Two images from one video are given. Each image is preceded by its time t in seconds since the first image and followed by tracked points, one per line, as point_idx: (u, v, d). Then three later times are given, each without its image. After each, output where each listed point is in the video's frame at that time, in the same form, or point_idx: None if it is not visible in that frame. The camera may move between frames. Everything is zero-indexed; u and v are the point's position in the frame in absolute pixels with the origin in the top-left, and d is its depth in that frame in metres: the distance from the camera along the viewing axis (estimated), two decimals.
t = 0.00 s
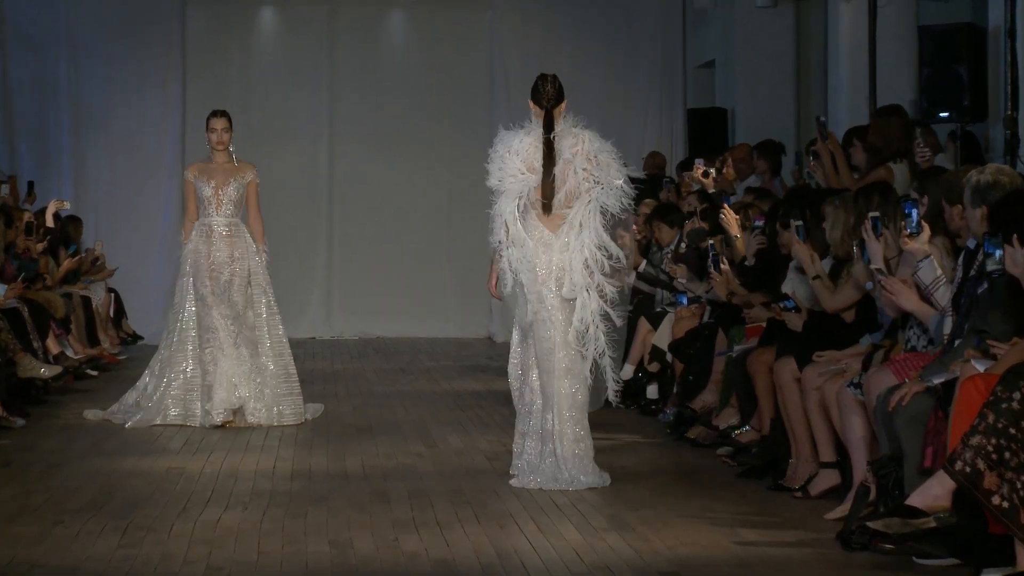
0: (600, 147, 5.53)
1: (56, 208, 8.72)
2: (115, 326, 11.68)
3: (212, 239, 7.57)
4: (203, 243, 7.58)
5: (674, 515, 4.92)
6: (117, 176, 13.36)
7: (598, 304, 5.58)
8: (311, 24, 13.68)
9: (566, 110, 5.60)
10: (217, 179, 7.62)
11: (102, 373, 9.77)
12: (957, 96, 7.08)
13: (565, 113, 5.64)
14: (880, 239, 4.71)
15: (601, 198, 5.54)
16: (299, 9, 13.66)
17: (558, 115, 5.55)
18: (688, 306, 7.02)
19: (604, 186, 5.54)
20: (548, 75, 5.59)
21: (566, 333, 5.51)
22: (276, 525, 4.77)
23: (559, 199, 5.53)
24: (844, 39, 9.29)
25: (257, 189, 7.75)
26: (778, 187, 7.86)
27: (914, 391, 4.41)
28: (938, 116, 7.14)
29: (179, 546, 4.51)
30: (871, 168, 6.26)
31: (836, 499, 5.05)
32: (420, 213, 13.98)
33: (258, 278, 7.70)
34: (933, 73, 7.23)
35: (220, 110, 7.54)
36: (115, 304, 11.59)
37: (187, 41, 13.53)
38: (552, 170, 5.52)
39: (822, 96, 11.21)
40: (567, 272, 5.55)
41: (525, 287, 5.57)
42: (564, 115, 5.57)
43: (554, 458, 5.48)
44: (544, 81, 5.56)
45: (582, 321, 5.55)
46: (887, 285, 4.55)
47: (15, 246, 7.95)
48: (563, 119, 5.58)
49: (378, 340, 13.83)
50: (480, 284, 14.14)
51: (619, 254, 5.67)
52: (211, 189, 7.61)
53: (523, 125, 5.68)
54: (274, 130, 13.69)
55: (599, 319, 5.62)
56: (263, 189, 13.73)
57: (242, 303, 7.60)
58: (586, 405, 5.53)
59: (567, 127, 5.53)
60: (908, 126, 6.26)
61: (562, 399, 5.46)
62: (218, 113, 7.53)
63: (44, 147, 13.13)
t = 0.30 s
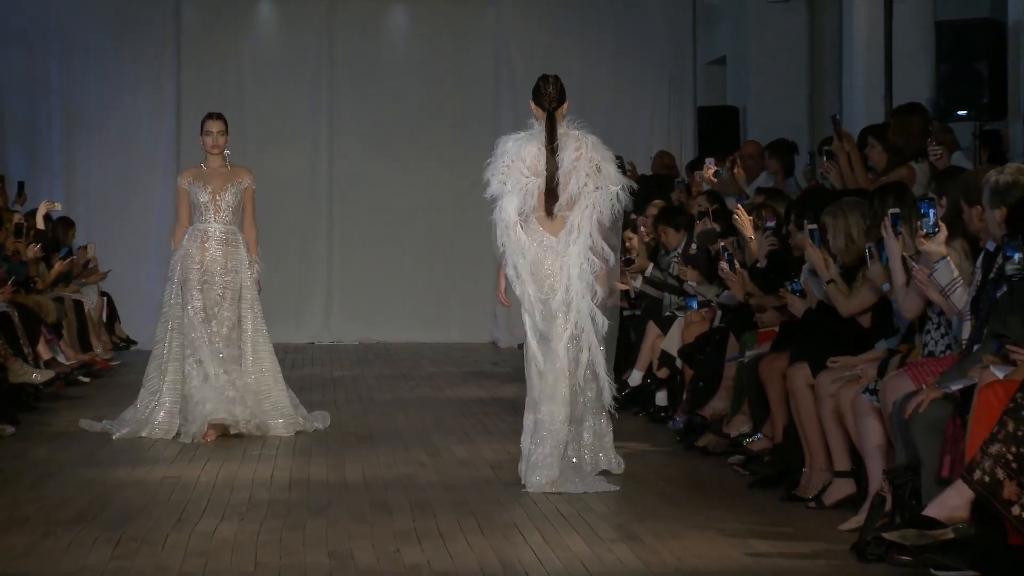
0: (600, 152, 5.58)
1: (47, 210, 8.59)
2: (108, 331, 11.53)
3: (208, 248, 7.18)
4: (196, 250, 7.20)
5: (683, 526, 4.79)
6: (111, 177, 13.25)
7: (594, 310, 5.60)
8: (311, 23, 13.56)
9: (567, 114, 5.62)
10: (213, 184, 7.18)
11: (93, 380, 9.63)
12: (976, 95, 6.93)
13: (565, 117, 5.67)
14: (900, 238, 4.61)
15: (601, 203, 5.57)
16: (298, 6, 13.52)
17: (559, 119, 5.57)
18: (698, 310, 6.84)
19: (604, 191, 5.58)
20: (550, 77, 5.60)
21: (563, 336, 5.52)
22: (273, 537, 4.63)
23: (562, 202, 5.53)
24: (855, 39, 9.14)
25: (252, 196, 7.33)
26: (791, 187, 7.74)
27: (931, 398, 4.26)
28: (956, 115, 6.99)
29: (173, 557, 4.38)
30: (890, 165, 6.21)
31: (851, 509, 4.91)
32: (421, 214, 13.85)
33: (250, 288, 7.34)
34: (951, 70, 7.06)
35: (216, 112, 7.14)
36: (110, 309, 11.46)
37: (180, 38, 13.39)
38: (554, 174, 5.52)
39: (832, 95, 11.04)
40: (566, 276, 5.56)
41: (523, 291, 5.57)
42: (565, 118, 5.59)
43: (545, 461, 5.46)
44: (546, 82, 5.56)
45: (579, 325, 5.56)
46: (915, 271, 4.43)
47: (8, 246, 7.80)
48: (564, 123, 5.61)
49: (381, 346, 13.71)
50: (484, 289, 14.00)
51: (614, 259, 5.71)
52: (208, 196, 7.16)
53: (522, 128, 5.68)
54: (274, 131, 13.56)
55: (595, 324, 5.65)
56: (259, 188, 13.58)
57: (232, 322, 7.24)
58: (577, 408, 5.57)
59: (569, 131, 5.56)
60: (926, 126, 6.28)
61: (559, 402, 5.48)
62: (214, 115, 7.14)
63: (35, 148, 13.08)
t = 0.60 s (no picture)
0: (605, 160, 5.52)
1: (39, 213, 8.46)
2: (102, 336, 11.39)
3: (205, 252, 6.90)
4: (195, 257, 6.92)
5: (693, 538, 4.66)
6: (107, 180, 13.11)
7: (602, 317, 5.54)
8: (311, 23, 13.45)
9: (569, 122, 5.57)
10: (210, 185, 6.89)
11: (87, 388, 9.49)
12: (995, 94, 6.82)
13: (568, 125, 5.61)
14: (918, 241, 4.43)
15: (607, 211, 5.50)
16: (299, 6, 13.42)
17: (561, 126, 5.51)
18: (710, 316, 6.71)
19: (610, 199, 5.51)
20: (549, 85, 5.55)
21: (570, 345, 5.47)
22: (272, 549, 4.51)
23: (568, 211, 5.47)
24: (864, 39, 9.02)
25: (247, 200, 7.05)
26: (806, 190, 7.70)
27: (950, 405, 4.13)
28: (976, 114, 6.89)
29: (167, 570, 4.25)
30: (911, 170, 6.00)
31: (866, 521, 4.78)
32: (422, 213, 13.72)
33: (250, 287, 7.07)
34: (970, 66, 6.99)
35: (215, 107, 6.88)
36: (104, 314, 11.33)
37: (176, 36, 13.27)
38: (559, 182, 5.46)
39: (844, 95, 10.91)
40: (574, 285, 5.51)
41: (529, 301, 5.52)
42: (567, 126, 5.54)
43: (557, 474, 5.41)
44: (546, 90, 5.51)
45: (586, 334, 5.50)
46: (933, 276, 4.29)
47: None
48: (567, 130, 5.55)
49: (383, 352, 13.58)
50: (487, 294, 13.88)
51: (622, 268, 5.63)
52: (205, 197, 6.86)
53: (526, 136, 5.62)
54: (274, 132, 13.45)
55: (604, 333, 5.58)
56: (258, 189, 13.46)
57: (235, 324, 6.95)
58: (588, 417, 5.47)
59: (573, 139, 5.51)
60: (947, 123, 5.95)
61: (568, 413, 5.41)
62: (213, 110, 6.87)
63: (25, 149, 12.77)
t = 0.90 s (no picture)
0: (606, 151, 5.57)
1: (35, 218, 8.37)
2: (99, 343, 11.26)
3: (207, 254, 6.70)
4: (195, 258, 6.71)
5: (708, 551, 4.54)
6: (106, 184, 13.00)
7: (606, 309, 5.60)
8: (313, 22, 13.34)
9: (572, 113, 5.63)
10: (212, 184, 6.72)
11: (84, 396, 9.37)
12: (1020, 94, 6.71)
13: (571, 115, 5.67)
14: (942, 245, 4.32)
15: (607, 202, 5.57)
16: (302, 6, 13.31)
17: (564, 117, 5.58)
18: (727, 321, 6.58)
19: (611, 191, 5.57)
20: (555, 76, 5.58)
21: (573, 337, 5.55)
22: (275, 562, 4.38)
23: (568, 202, 5.55)
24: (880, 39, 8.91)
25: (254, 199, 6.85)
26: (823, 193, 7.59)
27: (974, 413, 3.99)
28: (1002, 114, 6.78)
29: None
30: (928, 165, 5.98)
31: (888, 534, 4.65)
32: (423, 214, 13.59)
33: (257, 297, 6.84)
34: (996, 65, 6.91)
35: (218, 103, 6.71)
36: (101, 321, 11.21)
37: (176, 37, 13.15)
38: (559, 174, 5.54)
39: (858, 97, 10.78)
40: (576, 276, 5.59)
41: (531, 292, 5.61)
42: (570, 117, 5.60)
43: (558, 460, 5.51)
44: (550, 81, 5.55)
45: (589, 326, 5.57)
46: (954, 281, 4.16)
47: None
48: (569, 122, 5.62)
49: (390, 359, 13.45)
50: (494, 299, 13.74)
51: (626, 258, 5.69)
52: (207, 196, 6.70)
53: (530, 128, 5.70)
54: (277, 133, 13.34)
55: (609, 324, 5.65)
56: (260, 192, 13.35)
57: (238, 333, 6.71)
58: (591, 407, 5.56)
59: (575, 131, 5.57)
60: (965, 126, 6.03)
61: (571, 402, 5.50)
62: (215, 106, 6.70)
63: (22, 148, 12.66)
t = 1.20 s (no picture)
0: (607, 164, 5.51)
1: (26, 220, 8.24)
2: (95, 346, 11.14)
3: (204, 262, 6.46)
4: (192, 263, 6.48)
5: (719, 559, 4.43)
6: (101, 185, 12.89)
7: (605, 324, 5.50)
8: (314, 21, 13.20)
9: (575, 124, 5.58)
10: (209, 189, 6.48)
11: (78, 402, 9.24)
12: None
13: (575, 127, 5.62)
14: (960, 245, 4.19)
15: (608, 215, 5.49)
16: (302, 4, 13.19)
17: (567, 129, 5.53)
18: (739, 324, 6.45)
19: (612, 204, 5.50)
20: (557, 87, 5.54)
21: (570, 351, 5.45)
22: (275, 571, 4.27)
23: (568, 214, 5.48)
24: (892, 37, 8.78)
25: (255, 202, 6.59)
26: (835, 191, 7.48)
27: (994, 418, 3.87)
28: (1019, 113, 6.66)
29: None
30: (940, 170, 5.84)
31: (904, 543, 4.53)
32: (423, 213, 13.47)
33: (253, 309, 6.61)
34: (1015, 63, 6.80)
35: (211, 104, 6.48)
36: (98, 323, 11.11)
37: (173, 37, 13.03)
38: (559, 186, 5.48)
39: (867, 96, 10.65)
40: (575, 290, 5.50)
41: (529, 306, 5.51)
42: (573, 128, 5.56)
43: (546, 474, 5.43)
44: (553, 92, 5.50)
45: (587, 341, 5.48)
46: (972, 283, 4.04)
47: None
48: (572, 133, 5.56)
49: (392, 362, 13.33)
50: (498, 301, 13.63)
51: (626, 273, 5.61)
52: (203, 202, 6.46)
53: (534, 139, 5.65)
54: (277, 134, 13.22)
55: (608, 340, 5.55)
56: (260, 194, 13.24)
57: (231, 345, 6.50)
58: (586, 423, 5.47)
59: (577, 142, 5.52)
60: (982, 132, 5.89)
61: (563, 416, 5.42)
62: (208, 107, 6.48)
63: (15, 152, 12.64)
